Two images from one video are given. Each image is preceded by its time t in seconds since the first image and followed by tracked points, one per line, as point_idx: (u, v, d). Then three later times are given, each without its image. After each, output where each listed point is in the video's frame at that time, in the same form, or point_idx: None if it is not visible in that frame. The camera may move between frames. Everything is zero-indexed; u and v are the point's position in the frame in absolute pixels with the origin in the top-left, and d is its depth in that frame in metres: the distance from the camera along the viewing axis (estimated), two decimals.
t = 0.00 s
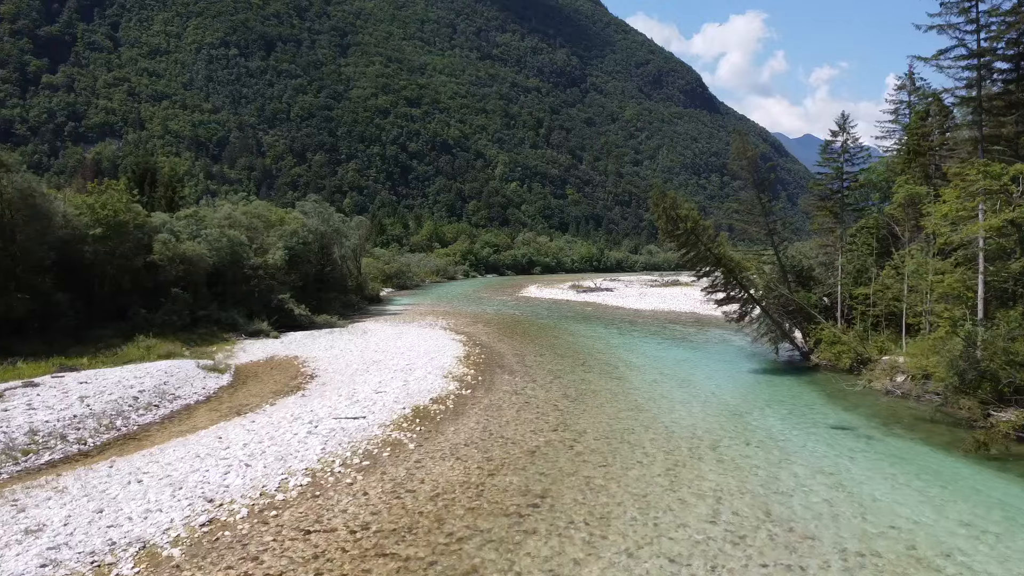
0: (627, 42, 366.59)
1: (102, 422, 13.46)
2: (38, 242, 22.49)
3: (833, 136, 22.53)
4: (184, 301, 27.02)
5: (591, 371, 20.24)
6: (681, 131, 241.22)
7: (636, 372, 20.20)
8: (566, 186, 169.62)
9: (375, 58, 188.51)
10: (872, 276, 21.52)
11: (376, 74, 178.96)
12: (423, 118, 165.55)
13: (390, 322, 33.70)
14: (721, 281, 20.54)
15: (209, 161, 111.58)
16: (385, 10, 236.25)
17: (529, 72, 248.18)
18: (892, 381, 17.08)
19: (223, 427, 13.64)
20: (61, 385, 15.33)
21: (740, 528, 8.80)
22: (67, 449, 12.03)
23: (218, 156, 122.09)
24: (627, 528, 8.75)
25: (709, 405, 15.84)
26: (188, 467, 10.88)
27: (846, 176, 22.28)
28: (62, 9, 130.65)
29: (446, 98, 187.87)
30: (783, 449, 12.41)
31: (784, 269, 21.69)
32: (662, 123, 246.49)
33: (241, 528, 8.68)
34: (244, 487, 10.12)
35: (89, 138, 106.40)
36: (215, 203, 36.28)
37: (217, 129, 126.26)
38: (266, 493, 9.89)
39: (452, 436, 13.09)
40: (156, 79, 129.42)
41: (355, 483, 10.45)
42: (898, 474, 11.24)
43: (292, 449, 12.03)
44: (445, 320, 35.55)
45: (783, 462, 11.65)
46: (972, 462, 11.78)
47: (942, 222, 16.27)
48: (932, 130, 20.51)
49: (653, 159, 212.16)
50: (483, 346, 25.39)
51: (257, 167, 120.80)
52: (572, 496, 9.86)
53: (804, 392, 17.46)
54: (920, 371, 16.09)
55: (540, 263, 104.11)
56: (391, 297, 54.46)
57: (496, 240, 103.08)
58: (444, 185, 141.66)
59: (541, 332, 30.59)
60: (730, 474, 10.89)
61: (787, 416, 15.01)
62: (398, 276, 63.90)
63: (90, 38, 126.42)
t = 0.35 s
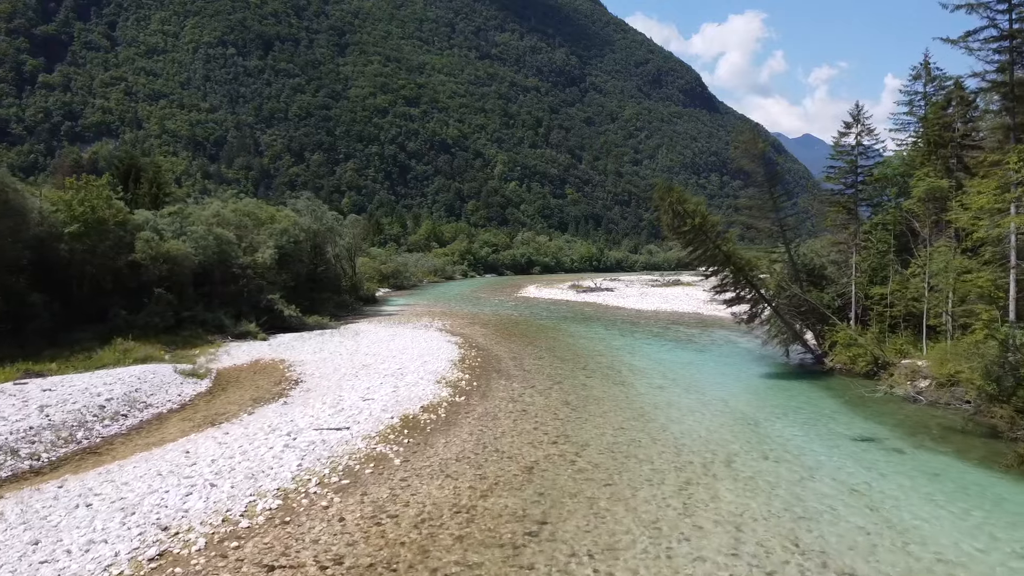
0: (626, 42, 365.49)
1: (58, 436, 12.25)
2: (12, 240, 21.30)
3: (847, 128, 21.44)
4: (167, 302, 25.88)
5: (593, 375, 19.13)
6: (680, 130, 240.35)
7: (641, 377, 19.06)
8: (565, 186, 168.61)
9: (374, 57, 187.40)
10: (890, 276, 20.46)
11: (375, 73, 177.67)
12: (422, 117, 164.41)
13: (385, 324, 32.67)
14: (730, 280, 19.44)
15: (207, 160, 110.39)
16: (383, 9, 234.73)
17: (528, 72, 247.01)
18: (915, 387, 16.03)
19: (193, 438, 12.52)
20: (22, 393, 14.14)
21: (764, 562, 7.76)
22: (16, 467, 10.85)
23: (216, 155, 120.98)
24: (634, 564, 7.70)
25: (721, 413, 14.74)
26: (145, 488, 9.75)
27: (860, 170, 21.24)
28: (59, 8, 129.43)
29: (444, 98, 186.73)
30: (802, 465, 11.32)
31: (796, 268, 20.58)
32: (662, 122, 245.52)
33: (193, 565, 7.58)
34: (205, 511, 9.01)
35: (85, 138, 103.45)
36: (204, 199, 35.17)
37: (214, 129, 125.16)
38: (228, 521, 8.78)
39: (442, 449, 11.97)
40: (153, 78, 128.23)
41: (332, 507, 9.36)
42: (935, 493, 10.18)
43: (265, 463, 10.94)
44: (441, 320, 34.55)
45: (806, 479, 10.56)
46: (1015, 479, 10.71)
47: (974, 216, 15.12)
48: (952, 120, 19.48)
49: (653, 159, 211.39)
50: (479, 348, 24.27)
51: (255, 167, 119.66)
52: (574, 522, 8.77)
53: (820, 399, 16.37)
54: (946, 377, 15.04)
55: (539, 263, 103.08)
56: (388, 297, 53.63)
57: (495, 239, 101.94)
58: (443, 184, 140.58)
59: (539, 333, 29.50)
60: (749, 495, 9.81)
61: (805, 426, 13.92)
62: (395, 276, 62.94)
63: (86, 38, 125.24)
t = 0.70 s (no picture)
0: (626, 41, 364.15)
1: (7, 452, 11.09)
2: None
3: (863, 119, 20.28)
4: (151, 303, 24.78)
5: (595, 381, 18.04)
6: (680, 130, 239.48)
7: (647, 383, 17.94)
8: (565, 185, 167.62)
9: (373, 56, 186.15)
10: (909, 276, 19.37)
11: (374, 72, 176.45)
12: (421, 117, 163.36)
13: (379, 325, 31.58)
14: (741, 279, 18.31)
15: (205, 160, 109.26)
16: (383, 8, 233.29)
17: (528, 71, 245.81)
18: (943, 395, 14.97)
19: (158, 454, 11.41)
20: None
21: None
22: None
23: (214, 155, 119.76)
24: None
25: (732, 423, 13.64)
26: (93, 517, 8.61)
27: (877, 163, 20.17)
28: (56, 7, 128.21)
29: (444, 97, 185.65)
30: (829, 485, 10.22)
31: (810, 266, 19.50)
32: (661, 122, 244.56)
33: None
34: (157, 545, 7.89)
35: (83, 138, 102.28)
36: (192, 197, 34.05)
37: (213, 129, 123.96)
38: (182, 558, 7.66)
39: (431, 466, 10.87)
40: (151, 78, 127.04)
41: (303, 537, 8.26)
42: (982, 517, 9.17)
43: (232, 484, 9.82)
44: (438, 322, 33.50)
45: (835, 504, 9.47)
46: None
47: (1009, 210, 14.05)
48: (977, 109, 18.37)
49: (653, 158, 210.39)
50: (474, 352, 23.18)
51: (253, 166, 118.43)
52: (578, 559, 7.65)
53: (838, 408, 15.28)
54: (976, 384, 14.01)
55: (539, 263, 102.10)
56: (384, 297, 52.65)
57: (495, 239, 100.83)
58: (442, 184, 139.54)
59: (539, 335, 28.36)
60: (775, 524, 8.70)
61: (827, 438, 12.85)
62: (392, 276, 61.89)
63: (84, 37, 124.03)
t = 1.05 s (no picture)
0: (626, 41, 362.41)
1: None
2: None
3: (880, 110, 19.09)
4: (133, 304, 23.67)
5: (596, 387, 16.97)
6: (681, 129, 238.40)
7: (654, 389, 16.85)
8: (565, 185, 166.49)
9: (372, 55, 185.01)
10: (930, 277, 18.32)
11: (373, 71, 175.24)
12: (420, 116, 162.20)
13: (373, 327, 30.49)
14: (753, 280, 17.19)
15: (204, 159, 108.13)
16: (382, 7, 231.90)
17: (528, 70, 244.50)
18: (974, 405, 13.90)
19: (115, 474, 10.26)
20: None
21: None
22: None
23: (213, 155, 118.58)
24: None
25: (747, 436, 12.55)
26: (27, 554, 7.47)
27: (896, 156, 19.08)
28: (54, 6, 127.01)
29: (444, 96, 184.55)
30: (863, 510, 9.13)
31: (825, 264, 18.40)
32: (662, 121, 243.45)
33: None
34: None
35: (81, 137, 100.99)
36: (180, 194, 32.96)
37: (211, 128, 122.72)
38: None
39: (417, 488, 9.75)
40: (149, 77, 126.09)
41: None
42: None
43: (192, 511, 8.70)
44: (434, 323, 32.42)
45: (873, 535, 8.37)
46: None
47: None
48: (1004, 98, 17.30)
49: (654, 157, 209.25)
50: (471, 355, 22.09)
51: (252, 166, 117.20)
52: None
53: (858, 418, 14.18)
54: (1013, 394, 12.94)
55: (539, 263, 100.99)
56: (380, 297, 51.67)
57: (495, 238, 99.68)
58: (442, 183, 138.41)
59: (538, 337, 27.24)
60: (808, 560, 7.61)
61: (854, 453, 11.76)
62: (390, 276, 60.82)
63: (82, 36, 122.92)
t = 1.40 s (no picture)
0: (626, 40, 361.09)
1: None
2: None
3: (899, 100, 18.05)
4: (113, 305, 22.63)
5: (598, 394, 15.88)
6: (681, 129, 237.49)
7: (661, 396, 15.75)
8: (565, 185, 165.44)
9: (372, 55, 183.85)
10: (954, 277, 17.26)
11: (372, 70, 174.02)
12: (420, 116, 161.05)
13: (364, 329, 29.42)
14: (767, 280, 16.12)
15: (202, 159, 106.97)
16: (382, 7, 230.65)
17: (528, 70, 243.33)
18: (1007, 416, 12.85)
19: (61, 498, 9.17)
20: None
21: None
22: None
23: (212, 155, 117.25)
24: None
25: (764, 451, 11.45)
26: None
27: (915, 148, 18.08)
28: (52, 5, 125.81)
29: (444, 95, 183.48)
30: (906, 544, 8.03)
31: (842, 263, 17.31)
32: (662, 121, 242.46)
33: None
34: None
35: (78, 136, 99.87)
36: (167, 192, 31.85)
37: (210, 127, 121.46)
38: None
39: (399, 515, 8.66)
40: (147, 76, 124.90)
41: None
42: None
43: (138, 544, 7.61)
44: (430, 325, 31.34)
45: (920, 573, 7.33)
46: None
47: None
48: None
49: (654, 157, 208.25)
50: (467, 359, 21.01)
51: (251, 165, 116.04)
52: None
53: (882, 429, 13.10)
54: None
55: (539, 263, 99.94)
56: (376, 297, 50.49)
57: (495, 238, 98.61)
58: (441, 183, 137.33)
59: (537, 339, 26.18)
60: None
61: (884, 469, 10.71)
62: (387, 276, 59.71)
63: (80, 35, 121.84)
